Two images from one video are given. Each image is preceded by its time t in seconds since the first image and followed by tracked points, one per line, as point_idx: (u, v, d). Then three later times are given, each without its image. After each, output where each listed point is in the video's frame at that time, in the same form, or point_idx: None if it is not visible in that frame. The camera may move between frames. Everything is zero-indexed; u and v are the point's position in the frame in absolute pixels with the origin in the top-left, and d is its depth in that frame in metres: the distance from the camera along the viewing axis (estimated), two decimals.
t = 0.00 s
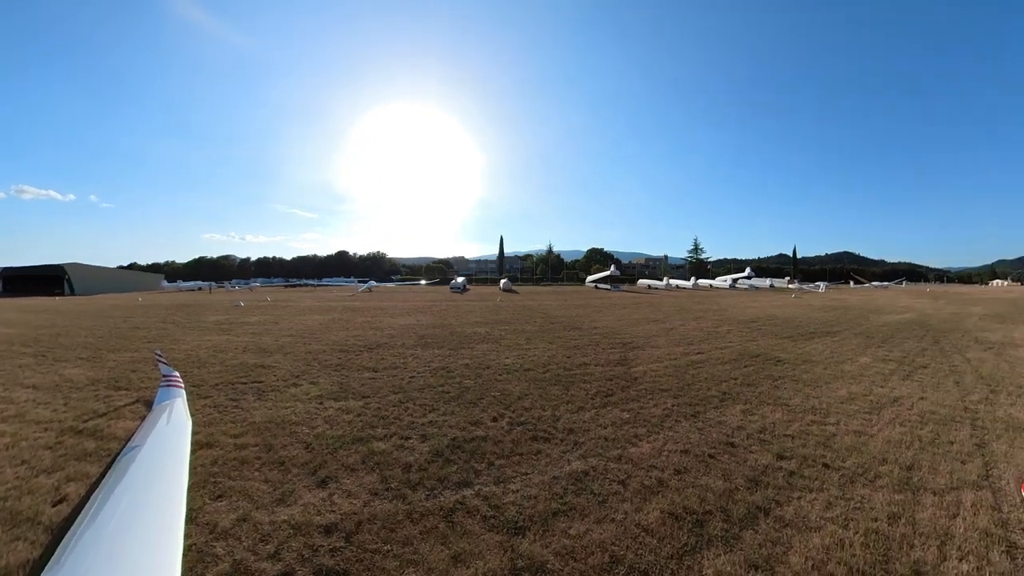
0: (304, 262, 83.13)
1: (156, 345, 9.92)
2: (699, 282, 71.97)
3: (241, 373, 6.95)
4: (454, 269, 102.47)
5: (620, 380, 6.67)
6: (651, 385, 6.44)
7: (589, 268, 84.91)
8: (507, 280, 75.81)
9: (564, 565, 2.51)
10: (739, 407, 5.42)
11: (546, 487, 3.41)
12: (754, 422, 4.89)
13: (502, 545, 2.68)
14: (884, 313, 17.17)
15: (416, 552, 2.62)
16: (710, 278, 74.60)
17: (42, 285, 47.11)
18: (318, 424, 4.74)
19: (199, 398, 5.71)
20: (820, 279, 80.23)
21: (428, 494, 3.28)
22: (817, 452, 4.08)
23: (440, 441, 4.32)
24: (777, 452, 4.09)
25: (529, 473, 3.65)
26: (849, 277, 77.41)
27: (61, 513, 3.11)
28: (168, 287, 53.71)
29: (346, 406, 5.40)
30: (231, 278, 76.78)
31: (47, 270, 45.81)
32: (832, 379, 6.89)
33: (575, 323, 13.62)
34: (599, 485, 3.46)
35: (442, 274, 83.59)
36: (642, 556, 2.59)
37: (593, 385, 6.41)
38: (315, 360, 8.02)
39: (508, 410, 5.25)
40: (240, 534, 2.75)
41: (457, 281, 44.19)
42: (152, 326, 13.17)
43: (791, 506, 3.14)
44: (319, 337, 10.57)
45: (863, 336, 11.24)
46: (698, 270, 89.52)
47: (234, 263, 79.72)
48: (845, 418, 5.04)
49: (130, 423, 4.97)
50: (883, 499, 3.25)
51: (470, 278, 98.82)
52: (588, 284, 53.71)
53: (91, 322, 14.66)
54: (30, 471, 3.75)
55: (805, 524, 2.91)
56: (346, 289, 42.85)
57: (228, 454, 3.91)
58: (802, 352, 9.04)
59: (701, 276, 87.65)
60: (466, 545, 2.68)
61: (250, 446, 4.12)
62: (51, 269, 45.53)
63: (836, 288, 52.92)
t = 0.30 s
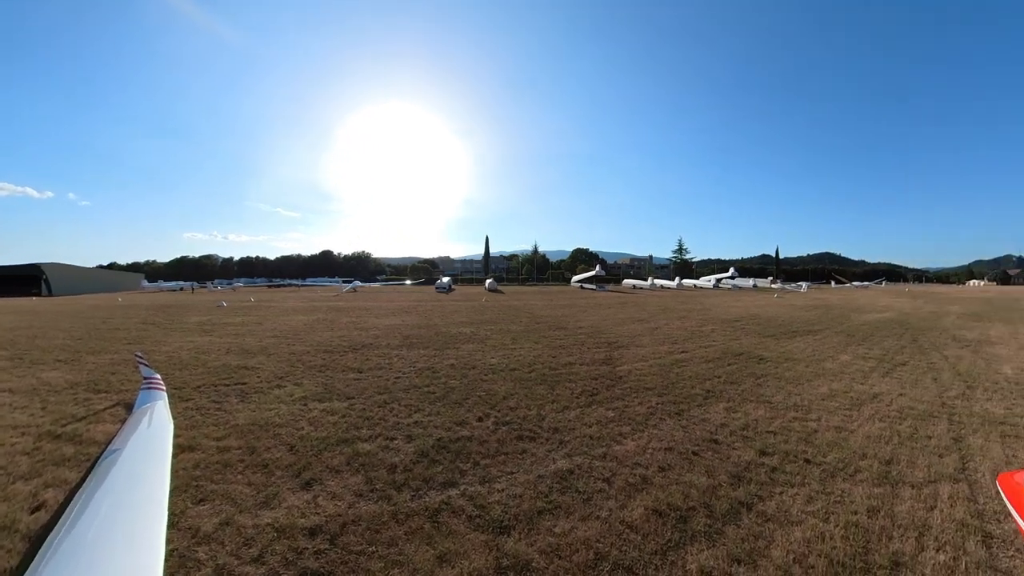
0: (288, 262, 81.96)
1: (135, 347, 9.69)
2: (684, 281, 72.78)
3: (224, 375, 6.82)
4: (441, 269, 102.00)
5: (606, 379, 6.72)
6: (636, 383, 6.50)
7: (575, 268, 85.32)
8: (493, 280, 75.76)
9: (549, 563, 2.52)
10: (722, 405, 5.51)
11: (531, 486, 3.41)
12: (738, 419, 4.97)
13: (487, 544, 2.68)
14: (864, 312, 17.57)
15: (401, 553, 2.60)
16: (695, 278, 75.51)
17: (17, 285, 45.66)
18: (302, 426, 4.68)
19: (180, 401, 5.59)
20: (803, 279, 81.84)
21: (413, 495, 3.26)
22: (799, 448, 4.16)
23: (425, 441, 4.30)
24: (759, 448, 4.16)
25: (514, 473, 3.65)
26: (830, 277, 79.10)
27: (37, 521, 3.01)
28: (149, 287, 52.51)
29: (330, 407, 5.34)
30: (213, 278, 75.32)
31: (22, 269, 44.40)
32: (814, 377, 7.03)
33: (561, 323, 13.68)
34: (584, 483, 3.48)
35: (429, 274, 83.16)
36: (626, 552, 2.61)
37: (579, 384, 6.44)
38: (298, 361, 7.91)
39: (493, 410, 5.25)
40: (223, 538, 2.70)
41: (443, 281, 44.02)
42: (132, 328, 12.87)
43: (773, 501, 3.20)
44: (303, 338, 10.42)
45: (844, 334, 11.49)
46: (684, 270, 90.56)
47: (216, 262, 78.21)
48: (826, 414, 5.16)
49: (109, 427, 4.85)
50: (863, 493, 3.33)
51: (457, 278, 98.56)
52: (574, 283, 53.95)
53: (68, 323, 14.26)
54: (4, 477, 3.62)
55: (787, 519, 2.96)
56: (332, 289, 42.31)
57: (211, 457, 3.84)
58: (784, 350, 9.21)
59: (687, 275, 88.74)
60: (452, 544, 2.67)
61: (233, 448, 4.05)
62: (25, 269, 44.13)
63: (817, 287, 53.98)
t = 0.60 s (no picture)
0: (273, 262, 80.81)
1: (114, 349, 9.45)
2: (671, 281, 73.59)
3: (208, 377, 6.69)
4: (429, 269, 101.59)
5: (593, 378, 6.75)
6: (622, 382, 6.54)
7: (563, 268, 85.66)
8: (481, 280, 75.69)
9: (537, 562, 2.52)
10: (708, 403, 5.58)
11: (519, 486, 3.41)
12: (723, 417, 5.03)
13: (476, 545, 2.67)
14: (846, 311, 17.96)
15: (388, 556, 2.58)
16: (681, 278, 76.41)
17: None
18: (288, 428, 4.61)
19: (163, 404, 5.47)
20: (787, 278, 83.32)
21: (400, 497, 3.23)
22: (784, 444, 4.23)
23: (412, 442, 4.27)
24: (745, 445, 4.22)
25: (501, 473, 3.64)
26: (813, 276, 80.65)
27: (13, 529, 2.92)
28: (130, 287, 51.36)
29: (316, 409, 5.27)
30: (196, 279, 73.90)
31: None
32: (798, 374, 7.16)
33: (547, 323, 13.73)
34: (571, 482, 3.49)
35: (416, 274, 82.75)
36: (614, 550, 2.62)
37: (566, 383, 6.47)
38: (283, 362, 7.80)
39: (480, 411, 5.24)
40: (207, 545, 2.64)
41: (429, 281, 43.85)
42: (113, 329, 12.59)
43: (759, 496, 3.25)
44: (288, 339, 10.28)
45: (826, 333, 11.73)
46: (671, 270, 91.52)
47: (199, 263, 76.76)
48: (810, 411, 5.25)
49: (89, 432, 4.72)
50: (846, 487, 3.40)
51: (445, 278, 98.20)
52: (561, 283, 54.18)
53: (43, 325, 13.87)
54: None
55: (772, 514, 3.01)
56: (318, 289, 41.80)
57: (195, 462, 3.77)
58: (768, 349, 9.36)
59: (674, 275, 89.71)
60: (440, 546, 2.66)
61: (217, 452, 3.97)
62: None
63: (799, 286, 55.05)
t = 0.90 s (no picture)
0: (259, 262, 79.69)
1: (94, 351, 9.23)
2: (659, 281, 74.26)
3: (191, 379, 6.58)
4: (418, 269, 101.08)
5: (580, 378, 6.79)
6: (609, 382, 6.59)
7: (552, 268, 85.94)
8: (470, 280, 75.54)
9: (524, 561, 2.52)
10: (694, 401, 5.64)
11: (506, 486, 3.41)
12: (709, 415, 5.09)
13: (463, 545, 2.67)
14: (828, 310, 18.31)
15: (375, 557, 2.56)
16: (669, 278, 77.17)
17: None
18: (273, 430, 4.56)
19: (145, 407, 5.35)
20: (772, 278, 84.68)
21: (387, 498, 3.21)
22: (768, 441, 4.30)
23: (399, 443, 4.25)
24: (730, 442, 4.28)
25: (489, 473, 3.64)
26: (798, 276, 82.08)
27: None
28: (112, 287, 50.29)
29: (302, 411, 5.21)
30: (179, 279, 72.54)
31: None
32: (782, 372, 7.29)
33: (534, 323, 13.77)
34: (558, 481, 3.50)
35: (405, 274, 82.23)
36: (601, 548, 2.64)
37: (553, 383, 6.49)
38: (268, 363, 7.69)
39: (467, 411, 5.23)
40: (191, 550, 2.59)
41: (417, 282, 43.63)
42: (92, 331, 12.30)
43: (744, 493, 3.30)
44: (273, 340, 10.14)
45: (810, 332, 11.94)
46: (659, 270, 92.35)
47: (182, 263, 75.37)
48: (793, 408, 5.35)
49: (69, 436, 4.60)
50: (829, 483, 3.46)
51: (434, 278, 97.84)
52: (550, 283, 54.28)
53: (18, 327, 13.48)
54: None
55: (757, 510, 3.05)
56: (305, 290, 41.36)
57: (179, 465, 3.70)
58: (753, 348, 9.51)
59: (662, 275, 90.57)
60: (427, 547, 2.65)
61: (201, 455, 3.91)
62: None
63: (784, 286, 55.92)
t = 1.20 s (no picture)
0: (246, 262, 78.61)
1: (74, 352, 9.02)
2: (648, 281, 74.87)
3: (175, 381, 6.47)
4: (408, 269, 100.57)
5: (568, 377, 6.81)
6: (597, 381, 6.63)
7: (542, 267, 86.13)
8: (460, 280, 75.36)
9: (512, 561, 2.53)
10: (680, 400, 5.70)
11: (494, 486, 3.41)
12: (695, 413, 5.15)
13: (450, 546, 2.66)
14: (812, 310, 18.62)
15: (363, 559, 2.54)
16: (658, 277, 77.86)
17: None
18: (259, 432, 4.50)
19: (128, 410, 5.24)
20: (759, 278, 85.84)
21: (374, 500, 3.19)
22: (753, 438, 4.36)
23: (386, 444, 4.22)
24: (716, 440, 4.33)
25: (476, 473, 3.64)
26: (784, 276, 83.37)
27: None
28: (93, 287, 49.23)
29: (288, 412, 5.15)
30: (163, 279, 71.23)
31: None
32: (767, 371, 7.39)
33: (522, 323, 13.80)
34: (546, 480, 3.51)
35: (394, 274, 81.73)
36: (589, 547, 2.65)
37: (541, 383, 6.51)
38: (254, 365, 7.59)
39: (455, 411, 5.21)
40: (176, 555, 2.55)
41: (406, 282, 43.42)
42: (70, 332, 12.02)
43: (730, 490, 3.34)
44: (259, 341, 10.01)
45: (795, 331, 12.12)
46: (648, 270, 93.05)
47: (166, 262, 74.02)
48: (778, 406, 5.43)
49: (49, 440, 4.49)
50: (814, 479, 3.52)
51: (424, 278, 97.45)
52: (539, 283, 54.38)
53: None
54: None
55: (743, 506, 3.10)
56: (288, 290, 40.91)
57: (163, 469, 3.63)
58: (739, 346, 9.63)
59: (651, 275, 91.30)
60: (415, 549, 2.63)
61: (187, 459, 3.84)
62: None
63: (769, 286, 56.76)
